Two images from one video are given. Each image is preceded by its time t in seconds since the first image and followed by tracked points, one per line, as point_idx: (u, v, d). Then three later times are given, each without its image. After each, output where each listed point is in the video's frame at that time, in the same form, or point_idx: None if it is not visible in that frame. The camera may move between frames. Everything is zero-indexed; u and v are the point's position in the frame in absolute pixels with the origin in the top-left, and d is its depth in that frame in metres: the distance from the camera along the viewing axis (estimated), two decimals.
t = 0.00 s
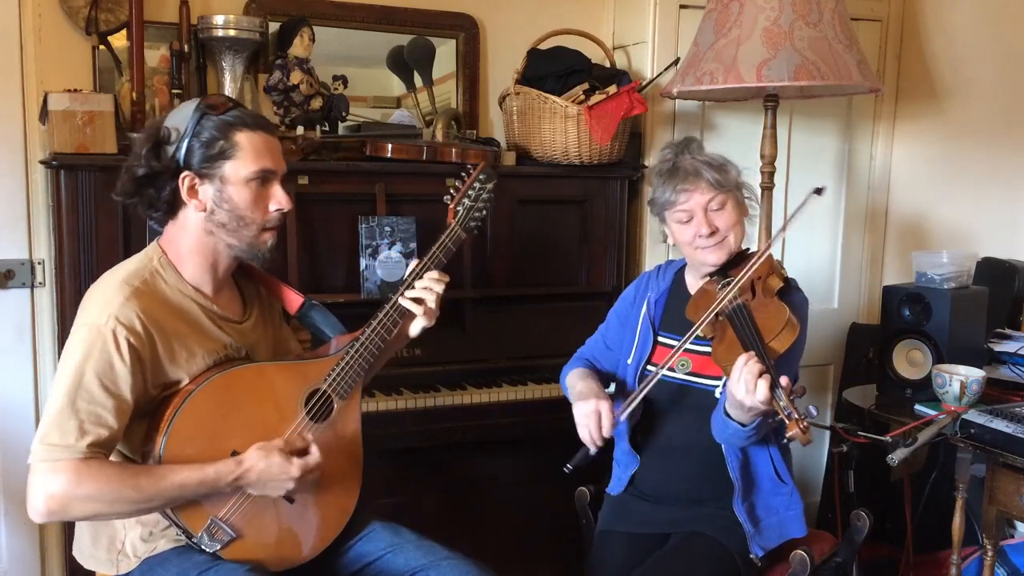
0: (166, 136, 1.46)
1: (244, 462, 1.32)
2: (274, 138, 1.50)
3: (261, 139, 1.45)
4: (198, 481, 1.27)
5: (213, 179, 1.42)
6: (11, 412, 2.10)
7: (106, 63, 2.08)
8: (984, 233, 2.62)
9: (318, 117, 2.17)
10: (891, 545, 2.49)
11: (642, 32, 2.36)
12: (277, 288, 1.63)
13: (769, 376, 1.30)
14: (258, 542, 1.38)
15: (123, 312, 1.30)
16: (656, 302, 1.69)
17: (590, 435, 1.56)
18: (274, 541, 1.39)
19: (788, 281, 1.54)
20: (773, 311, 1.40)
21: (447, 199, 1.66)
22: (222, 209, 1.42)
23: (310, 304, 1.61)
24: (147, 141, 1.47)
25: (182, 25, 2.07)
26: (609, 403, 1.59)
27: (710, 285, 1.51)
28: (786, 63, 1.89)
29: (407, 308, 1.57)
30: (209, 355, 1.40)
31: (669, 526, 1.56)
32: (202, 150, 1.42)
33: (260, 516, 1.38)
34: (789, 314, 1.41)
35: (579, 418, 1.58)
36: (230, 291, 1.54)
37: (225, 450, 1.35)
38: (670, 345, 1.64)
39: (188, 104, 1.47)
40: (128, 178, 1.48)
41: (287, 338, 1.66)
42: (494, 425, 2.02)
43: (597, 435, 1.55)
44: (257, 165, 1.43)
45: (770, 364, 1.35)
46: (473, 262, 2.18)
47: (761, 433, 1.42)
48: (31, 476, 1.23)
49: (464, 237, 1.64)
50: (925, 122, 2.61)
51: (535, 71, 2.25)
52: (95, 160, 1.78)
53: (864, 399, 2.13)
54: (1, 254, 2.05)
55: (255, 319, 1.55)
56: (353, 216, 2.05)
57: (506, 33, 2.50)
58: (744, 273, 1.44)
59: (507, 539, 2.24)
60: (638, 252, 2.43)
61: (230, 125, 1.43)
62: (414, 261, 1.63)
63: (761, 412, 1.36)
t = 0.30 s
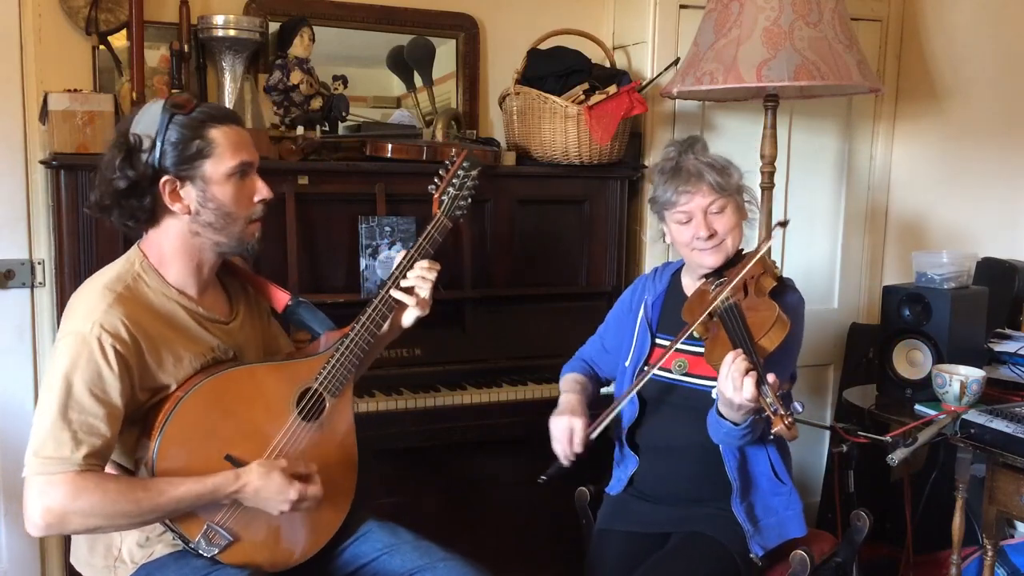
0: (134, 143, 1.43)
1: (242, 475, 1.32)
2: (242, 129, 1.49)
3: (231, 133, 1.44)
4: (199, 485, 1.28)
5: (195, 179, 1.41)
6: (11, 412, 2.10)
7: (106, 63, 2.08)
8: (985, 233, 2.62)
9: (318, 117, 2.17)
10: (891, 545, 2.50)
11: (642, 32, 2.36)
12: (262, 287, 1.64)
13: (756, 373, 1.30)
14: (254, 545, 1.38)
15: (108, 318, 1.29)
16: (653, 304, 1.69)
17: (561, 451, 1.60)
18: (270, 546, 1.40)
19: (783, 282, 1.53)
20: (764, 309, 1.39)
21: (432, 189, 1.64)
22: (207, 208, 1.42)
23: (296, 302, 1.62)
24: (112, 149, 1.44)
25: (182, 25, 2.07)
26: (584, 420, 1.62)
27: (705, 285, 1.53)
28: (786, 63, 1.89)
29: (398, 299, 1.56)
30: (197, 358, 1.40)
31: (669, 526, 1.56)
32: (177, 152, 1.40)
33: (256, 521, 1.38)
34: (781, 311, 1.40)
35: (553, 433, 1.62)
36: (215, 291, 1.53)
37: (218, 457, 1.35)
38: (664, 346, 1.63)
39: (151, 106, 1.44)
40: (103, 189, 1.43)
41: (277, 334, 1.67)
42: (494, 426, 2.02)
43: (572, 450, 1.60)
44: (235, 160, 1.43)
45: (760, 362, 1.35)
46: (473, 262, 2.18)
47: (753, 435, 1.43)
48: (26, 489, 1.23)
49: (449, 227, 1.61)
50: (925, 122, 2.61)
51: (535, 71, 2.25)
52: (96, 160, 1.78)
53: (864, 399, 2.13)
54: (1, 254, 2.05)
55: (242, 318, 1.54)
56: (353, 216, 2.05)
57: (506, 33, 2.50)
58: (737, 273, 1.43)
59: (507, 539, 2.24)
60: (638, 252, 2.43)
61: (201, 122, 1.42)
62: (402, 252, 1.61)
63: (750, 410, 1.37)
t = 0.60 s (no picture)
0: (116, 142, 1.41)
1: (235, 473, 1.32)
2: (221, 121, 1.49)
3: (212, 125, 1.44)
4: (199, 487, 1.28)
5: (182, 173, 1.41)
6: (10, 413, 2.10)
7: (106, 63, 2.08)
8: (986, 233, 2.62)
9: (318, 117, 2.17)
10: (891, 545, 2.50)
11: (642, 32, 2.36)
12: (253, 286, 1.64)
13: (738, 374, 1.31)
14: (248, 545, 1.38)
15: (94, 318, 1.29)
16: (649, 306, 1.69)
17: (578, 456, 1.60)
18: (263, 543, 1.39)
19: (775, 280, 1.53)
20: (752, 308, 1.38)
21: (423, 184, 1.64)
22: (197, 201, 1.42)
23: (288, 300, 1.63)
24: (93, 149, 1.43)
25: (182, 25, 2.07)
26: (596, 422, 1.62)
27: (697, 286, 1.52)
28: (786, 63, 1.89)
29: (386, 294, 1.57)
30: (185, 357, 1.40)
31: (669, 526, 1.56)
32: (160, 147, 1.40)
33: (248, 519, 1.38)
34: (767, 309, 1.40)
35: (565, 438, 1.62)
36: (205, 289, 1.53)
37: (209, 459, 1.35)
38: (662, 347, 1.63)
39: (130, 103, 1.43)
40: (88, 189, 1.41)
41: (269, 334, 1.66)
42: (494, 426, 2.02)
43: (585, 454, 1.59)
44: (219, 151, 1.44)
45: (746, 364, 1.35)
46: (473, 262, 2.18)
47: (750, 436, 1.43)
48: (17, 491, 1.23)
49: (440, 221, 1.61)
50: (925, 122, 2.61)
51: (535, 71, 2.25)
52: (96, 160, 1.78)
53: (863, 399, 2.13)
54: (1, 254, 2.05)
55: (234, 317, 1.54)
56: (353, 216, 2.05)
57: (506, 33, 2.50)
58: (726, 273, 1.43)
59: (507, 539, 2.24)
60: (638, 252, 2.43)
61: (182, 116, 1.41)
62: (392, 247, 1.61)
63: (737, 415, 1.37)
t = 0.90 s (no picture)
0: (125, 136, 1.43)
1: (223, 478, 1.31)
2: (229, 120, 1.49)
3: (219, 124, 1.45)
4: (200, 488, 1.28)
5: (188, 170, 1.42)
6: (10, 413, 2.10)
7: (106, 63, 2.08)
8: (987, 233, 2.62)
9: (318, 117, 2.17)
10: (891, 545, 2.50)
11: (642, 32, 2.36)
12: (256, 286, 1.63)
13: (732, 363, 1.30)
14: (244, 544, 1.38)
15: (93, 313, 1.30)
16: (646, 306, 1.69)
17: (573, 453, 1.57)
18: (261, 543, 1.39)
19: (770, 277, 1.54)
20: (748, 303, 1.39)
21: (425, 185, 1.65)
22: (201, 199, 1.42)
23: (289, 300, 1.62)
24: (103, 143, 1.44)
25: (182, 25, 2.07)
26: (592, 420, 1.60)
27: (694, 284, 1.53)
28: (786, 63, 1.89)
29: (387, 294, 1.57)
30: (182, 356, 1.40)
31: (669, 525, 1.56)
32: (167, 144, 1.40)
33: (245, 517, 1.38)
34: (763, 305, 1.40)
35: (561, 435, 1.60)
36: (208, 287, 1.53)
37: (204, 459, 1.34)
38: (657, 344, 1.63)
39: (140, 100, 1.44)
40: (96, 183, 1.43)
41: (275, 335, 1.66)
42: (493, 426, 2.02)
43: (581, 453, 1.57)
44: (225, 150, 1.44)
45: (740, 356, 1.35)
46: (473, 262, 2.18)
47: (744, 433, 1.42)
48: (7, 480, 1.24)
49: (443, 222, 1.62)
50: (925, 122, 2.61)
51: (535, 71, 2.25)
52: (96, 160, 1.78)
53: (862, 400, 2.13)
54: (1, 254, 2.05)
55: (235, 315, 1.54)
56: (353, 216, 2.05)
57: (506, 33, 2.50)
58: (721, 269, 1.44)
59: (507, 539, 2.24)
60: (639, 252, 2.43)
61: (190, 114, 1.42)
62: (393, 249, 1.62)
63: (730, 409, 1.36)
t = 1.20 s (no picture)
0: (153, 132, 1.43)
1: (244, 449, 1.31)
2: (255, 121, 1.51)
3: (246, 125, 1.46)
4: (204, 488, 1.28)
5: (214, 168, 1.43)
6: (10, 413, 2.10)
7: (106, 63, 2.08)
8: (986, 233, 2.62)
9: (318, 117, 2.17)
10: (891, 545, 2.50)
11: (642, 32, 2.36)
12: (274, 288, 1.64)
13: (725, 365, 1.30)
14: (259, 537, 1.38)
15: (117, 304, 1.31)
16: (648, 302, 1.70)
17: (540, 455, 1.61)
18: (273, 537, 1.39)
19: (774, 280, 1.53)
20: (749, 304, 1.38)
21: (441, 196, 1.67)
22: (225, 197, 1.43)
23: (306, 302, 1.62)
24: (130, 139, 1.45)
25: (182, 24, 2.07)
26: (563, 424, 1.63)
27: (698, 283, 1.52)
28: (786, 63, 1.89)
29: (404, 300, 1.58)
30: (202, 350, 1.39)
31: (669, 526, 1.56)
32: (195, 142, 1.42)
33: (259, 512, 1.38)
34: (765, 307, 1.39)
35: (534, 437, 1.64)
36: (226, 284, 1.54)
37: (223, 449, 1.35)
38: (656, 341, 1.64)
39: (170, 98, 1.45)
40: (121, 177, 1.44)
41: (291, 334, 1.66)
42: (494, 426, 2.02)
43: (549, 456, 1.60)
44: (252, 151, 1.46)
45: (736, 357, 1.34)
46: (473, 262, 2.18)
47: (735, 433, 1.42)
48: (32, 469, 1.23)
49: (457, 234, 1.64)
50: (925, 122, 2.61)
51: (535, 71, 2.25)
52: (96, 159, 1.78)
53: (862, 399, 2.13)
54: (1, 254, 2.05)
55: (253, 313, 1.54)
56: (353, 216, 2.05)
57: (506, 33, 2.50)
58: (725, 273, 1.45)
59: (507, 539, 2.24)
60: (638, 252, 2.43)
61: (219, 113, 1.44)
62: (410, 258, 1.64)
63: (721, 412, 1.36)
